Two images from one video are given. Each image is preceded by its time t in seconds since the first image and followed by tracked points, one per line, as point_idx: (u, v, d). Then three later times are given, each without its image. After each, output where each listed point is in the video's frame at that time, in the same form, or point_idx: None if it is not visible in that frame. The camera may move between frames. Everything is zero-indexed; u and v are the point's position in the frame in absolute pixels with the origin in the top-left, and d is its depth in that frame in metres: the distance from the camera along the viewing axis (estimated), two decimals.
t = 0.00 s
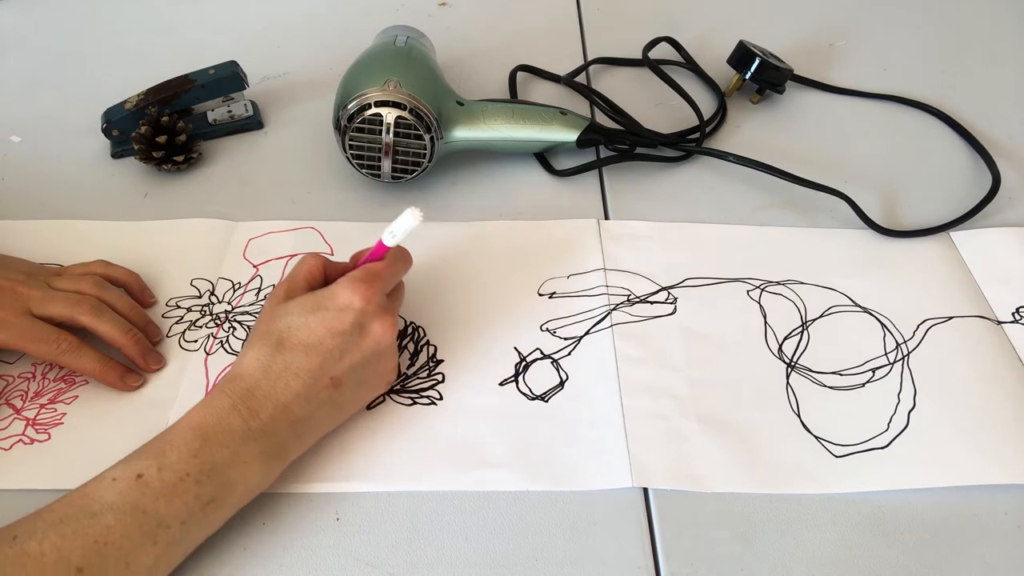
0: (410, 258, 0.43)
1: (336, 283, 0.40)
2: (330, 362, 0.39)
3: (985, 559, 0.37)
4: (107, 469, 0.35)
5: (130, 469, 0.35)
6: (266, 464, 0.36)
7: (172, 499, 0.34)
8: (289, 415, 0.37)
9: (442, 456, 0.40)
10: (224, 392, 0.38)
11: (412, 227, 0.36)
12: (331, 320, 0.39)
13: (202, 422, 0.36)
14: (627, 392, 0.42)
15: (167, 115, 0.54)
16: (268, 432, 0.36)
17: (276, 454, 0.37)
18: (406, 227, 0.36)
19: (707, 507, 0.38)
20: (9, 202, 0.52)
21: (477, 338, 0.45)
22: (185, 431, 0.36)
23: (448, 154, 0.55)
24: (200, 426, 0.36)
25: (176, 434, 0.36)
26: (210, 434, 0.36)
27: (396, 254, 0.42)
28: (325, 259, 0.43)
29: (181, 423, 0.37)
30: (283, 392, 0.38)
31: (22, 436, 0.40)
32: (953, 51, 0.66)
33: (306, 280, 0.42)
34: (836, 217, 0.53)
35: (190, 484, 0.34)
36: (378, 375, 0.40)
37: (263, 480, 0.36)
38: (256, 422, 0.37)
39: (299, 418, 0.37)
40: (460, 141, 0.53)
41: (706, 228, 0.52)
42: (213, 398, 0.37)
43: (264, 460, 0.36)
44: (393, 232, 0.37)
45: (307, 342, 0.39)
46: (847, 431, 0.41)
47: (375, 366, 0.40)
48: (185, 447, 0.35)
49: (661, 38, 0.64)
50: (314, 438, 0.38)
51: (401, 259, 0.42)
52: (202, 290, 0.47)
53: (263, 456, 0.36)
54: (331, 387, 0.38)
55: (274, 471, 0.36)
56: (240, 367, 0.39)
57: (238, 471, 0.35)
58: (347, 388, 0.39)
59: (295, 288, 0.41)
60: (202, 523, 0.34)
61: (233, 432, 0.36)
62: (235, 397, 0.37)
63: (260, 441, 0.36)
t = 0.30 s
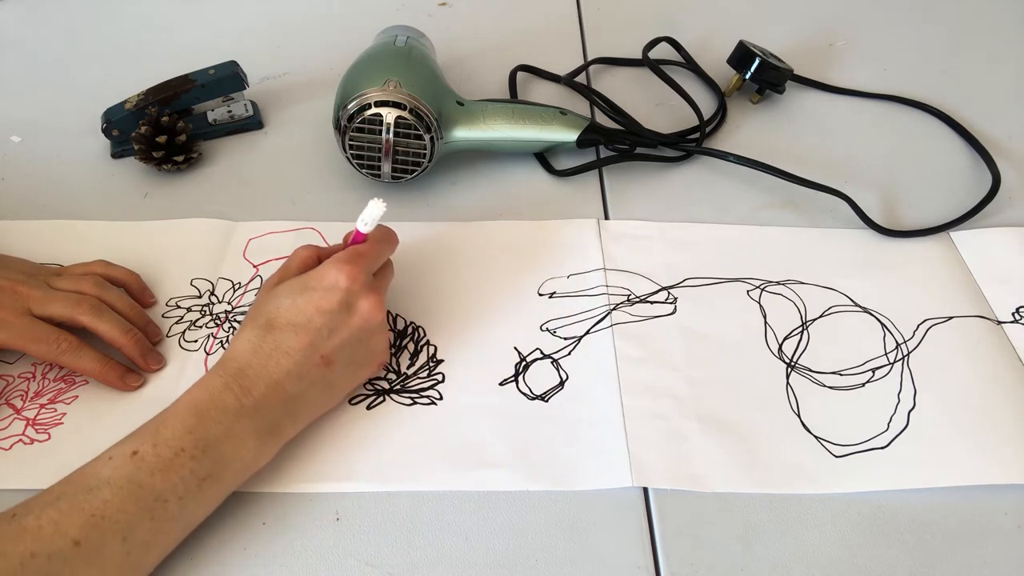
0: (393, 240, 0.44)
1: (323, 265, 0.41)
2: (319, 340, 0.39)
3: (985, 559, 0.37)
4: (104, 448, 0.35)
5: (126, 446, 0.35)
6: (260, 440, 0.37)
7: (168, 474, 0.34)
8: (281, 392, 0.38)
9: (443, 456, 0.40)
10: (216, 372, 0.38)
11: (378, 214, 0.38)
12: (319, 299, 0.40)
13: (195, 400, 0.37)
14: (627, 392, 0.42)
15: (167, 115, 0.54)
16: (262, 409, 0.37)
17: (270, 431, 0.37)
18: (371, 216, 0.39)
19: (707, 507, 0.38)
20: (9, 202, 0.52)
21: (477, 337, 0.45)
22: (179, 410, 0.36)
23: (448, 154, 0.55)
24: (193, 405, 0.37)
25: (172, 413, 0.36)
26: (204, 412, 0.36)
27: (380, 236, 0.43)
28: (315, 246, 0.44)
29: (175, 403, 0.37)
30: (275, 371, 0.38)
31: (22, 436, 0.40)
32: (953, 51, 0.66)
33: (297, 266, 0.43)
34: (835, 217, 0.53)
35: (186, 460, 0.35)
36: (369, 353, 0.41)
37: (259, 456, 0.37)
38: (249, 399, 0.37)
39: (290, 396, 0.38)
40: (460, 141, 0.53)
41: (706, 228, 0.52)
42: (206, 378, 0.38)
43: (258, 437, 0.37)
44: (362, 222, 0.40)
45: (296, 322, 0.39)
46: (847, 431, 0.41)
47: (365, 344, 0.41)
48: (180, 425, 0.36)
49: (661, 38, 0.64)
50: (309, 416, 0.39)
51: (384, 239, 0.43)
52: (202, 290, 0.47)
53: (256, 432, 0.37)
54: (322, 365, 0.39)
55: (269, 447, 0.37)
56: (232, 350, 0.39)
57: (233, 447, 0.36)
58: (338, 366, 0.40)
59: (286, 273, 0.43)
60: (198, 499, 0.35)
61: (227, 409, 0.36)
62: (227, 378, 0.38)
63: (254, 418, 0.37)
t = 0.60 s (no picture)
0: (384, 232, 0.44)
1: (319, 259, 0.41)
2: (319, 332, 0.39)
3: (985, 559, 0.37)
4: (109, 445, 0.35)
5: (130, 442, 0.35)
6: (264, 433, 0.37)
7: (174, 469, 0.34)
8: (284, 386, 0.38)
9: (443, 456, 0.40)
10: (217, 368, 0.38)
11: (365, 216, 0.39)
12: (316, 292, 0.40)
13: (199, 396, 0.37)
14: (627, 393, 0.42)
15: (167, 115, 0.54)
16: (264, 403, 0.37)
17: (274, 424, 0.37)
18: (360, 216, 0.39)
19: (707, 506, 0.38)
20: (9, 202, 0.52)
21: (477, 337, 0.45)
22: (183, 406, 0.36)
23: (448, 154, 0.55)
24: (197, 400, 0.37)
25: (176, 409, 0.36)
26: (207, 407, 0.36)
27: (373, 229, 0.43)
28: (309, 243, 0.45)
29: (179, 399, 0.37)
30: (276, 364, 0.38)
31: (22, 436, 0.40)
32: (953, 51, 0.66)
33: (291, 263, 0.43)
34: (835, 217, 0.53)
35: (191, 455, 0.35)
36: (369, 344, 0.41)
37: (263, 450, 0.37)
38: (252, 393, 0.37)
39: (293, 389, 0.38)
40: (460, 142, 0.53)
41: (706, 228, 0.52)
42: (208, 375, 0.38)
43: (262, 431, 0.37)
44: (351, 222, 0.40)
45: (295, 315, 0.40)
46: (847, 431, 0.41)
47: (364, 335, 0.41)
48: (184, 421, 0.36)
49: (661, 38, 0.64)
50: (312, 409, 0.39)
51: (374, 230, 0.43)
52: (202, 290, 0.47)
53: (260, 426, 0.37)
54: (322, 356, 0.39)
55: (273, 441, 0.37)
56: (232, 347, 0.39)
57: (237, 442, 0.36)
58: (338, 358, 0.40)
59: (281, 271, 0.43)
60: (204, 494, 0.35)
61: (230, 404, 0.37)
62: (229, 372, 0.38)
63: (258, 412, 0.37)
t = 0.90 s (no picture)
0: (399, 244, 0.43)
1: (331, 268, 0.40)
2: (329, 343, 0.39)
3: (985, 559, 0.37)
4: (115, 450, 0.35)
5: (137, 449, 0.35)
6: (271, 442, 0.37)
7: (180, 477, 0.34)
8: (291, 396, 0.38)
9: (443, 456, 0.40)
10: (226, 377, 0.38)
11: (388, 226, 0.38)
12: (327, 303, 0.40)
13: (207, 404, 0.37)
14: (627, 393, 0.42)
15: (167, 115, 0.53)
16: (272, 413, 0.37)
17: (281, 434, 0.37)
18: (382, 226, 0.38)
19: (707, 506, 0.38)
20: (9, 201, 0.52)
21: (477, 337, 0.45)
22: (191, 414, 0.36)
23: (448, 154, 0.55)
24: (205, 409, 0.37)
25: (183, 416, 0.36)
26: (215, 416, 0.36)
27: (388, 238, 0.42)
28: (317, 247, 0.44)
29: (186, 406, 0.37)
30: (285, 375, 0.38)
31: (22, 436, 0.40)
32: (953, 50, 0.66)
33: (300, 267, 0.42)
34: (835, 217, 0.53)
35: (198, 464, 0.35)
36: (376, 354, 0.41)
37: (269, 459, 0.37)
38: (260, 403, 0.37)
39: (301, 399, 0.38)
40: (459, 142, 0.53)
41: (705, 228, 0.52)
42: (215, 383, 0.38)
43: (269, 440, 0.37)
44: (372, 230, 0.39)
45: (305, 326, 0.39)
46: (847, 431, 0.41)
47: (373, 346, 0.41)
48: (191, 428, 0.36)
49: (661, 38, 0.64)
50: (318, 418, 0.39)
51: (390, 243, 0.42)
52: (202, 290, 0.47)
53: (267, 436, 0.37)
54: (331, 368, 0.39)
55: (279, 450, 0.37)
56: (239, 355, 0.39)
57: (244, 451, 0.36)
58: (347, 369, 0.40)
59: (289, 276, 0.42)
60: (209, 502, 0.35)
61: (238, 414, 0.37)
62: (238, 380, 0.38)
63: (265, 422, 0.37)
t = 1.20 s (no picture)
0: (413, 268, 0.42)
1: (341, 289, 0.40)
2: (334, 366, 0.39)
3: (985, 559, 0.37)
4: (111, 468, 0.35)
5: (134, 469, 0.35)
6: (269, 465, 0.36)
7: (177, 498, 0.34)
8: (292, 419, 0.37)
9: (443, 456, 0.40)
10: (228, 396, 0.38)
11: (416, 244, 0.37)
12: (335, 325, 0.39)
13: (207, 425, 0.36)
14: (627, 393, 0.42)
15: (167, 115, 0.53)
16: (272, 437, 0.37)
17: (280, 457, 0.37)
18: (409, 244, 0.37)
19: (706, 506, 0.38)
20: (9, 201, 0.52)
21: (476, 337, 0.45)
22: (190, 434, 0.36)
23: (448, 153, 0.55)
24: (204, 430, 0.36)
25: (182, 436, 0.36)
26: (215, 437, 0.36)
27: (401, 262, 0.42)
28: (327, 263, 0.44)
29: (186, 425, 0.37)
30: (287, 397, 0.38)
31: (22, 436, 0.40)
32: (953, 50, 0.66)
33: (309, 284, 0.42)
34: (836, 217, 0.53)
35: (195, 485, 0.35)
36: (381, 379, 0.41)
37: (266, 482, 0.36)
38: (260, 426, 0.37)
39: (302, 423, 0.38)
40: (460, 141, 0.53)
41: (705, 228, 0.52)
42: (217, 401, 0.38)
43: (267, 462, 0.36)
44: (396, 246, 0.37)
45: (311, 347, 0.39)
46: (847, 431, 0.41)
47: (379, 372, 0.40)
48: (189, 449, 0.35)
49: (661, 38, 0.64)
50: (318, 440, 0.39)
51: (403, 265, 0.42)
52: (202, 290, 0.47)
53: (267, 458, 0.36)
54: (334, 392, 0.39)
55: (277, 473, 0.37)
56: (243, 372, 0.39)
57: (243, 474, 0.36)
58: (350, 394, 0.39)
59: (298, 292, 0.42)
60: (206, 522, 0.35)
61: (239, 435, 0.36)
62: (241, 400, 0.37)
63: (265, 445, 0.36)
